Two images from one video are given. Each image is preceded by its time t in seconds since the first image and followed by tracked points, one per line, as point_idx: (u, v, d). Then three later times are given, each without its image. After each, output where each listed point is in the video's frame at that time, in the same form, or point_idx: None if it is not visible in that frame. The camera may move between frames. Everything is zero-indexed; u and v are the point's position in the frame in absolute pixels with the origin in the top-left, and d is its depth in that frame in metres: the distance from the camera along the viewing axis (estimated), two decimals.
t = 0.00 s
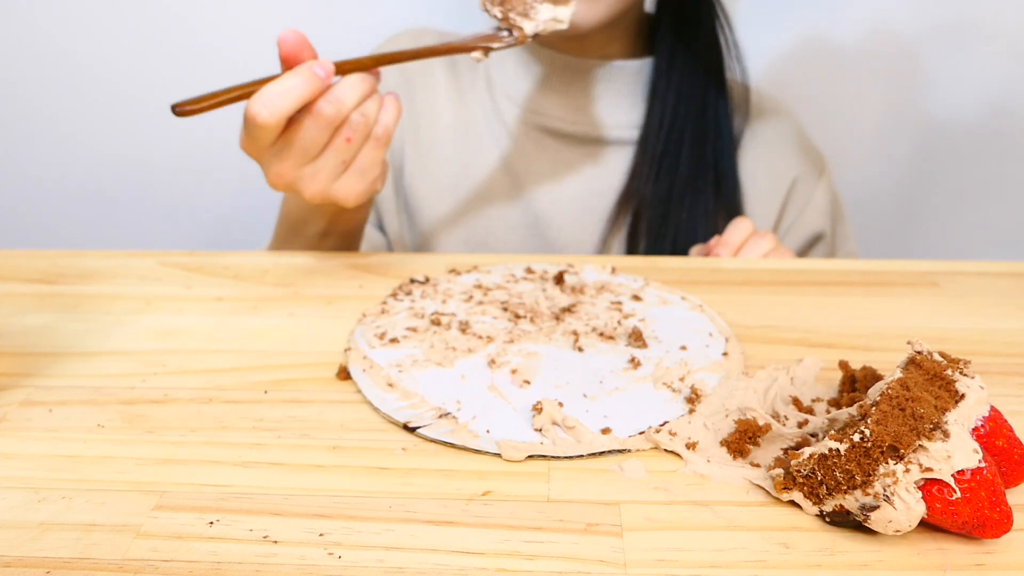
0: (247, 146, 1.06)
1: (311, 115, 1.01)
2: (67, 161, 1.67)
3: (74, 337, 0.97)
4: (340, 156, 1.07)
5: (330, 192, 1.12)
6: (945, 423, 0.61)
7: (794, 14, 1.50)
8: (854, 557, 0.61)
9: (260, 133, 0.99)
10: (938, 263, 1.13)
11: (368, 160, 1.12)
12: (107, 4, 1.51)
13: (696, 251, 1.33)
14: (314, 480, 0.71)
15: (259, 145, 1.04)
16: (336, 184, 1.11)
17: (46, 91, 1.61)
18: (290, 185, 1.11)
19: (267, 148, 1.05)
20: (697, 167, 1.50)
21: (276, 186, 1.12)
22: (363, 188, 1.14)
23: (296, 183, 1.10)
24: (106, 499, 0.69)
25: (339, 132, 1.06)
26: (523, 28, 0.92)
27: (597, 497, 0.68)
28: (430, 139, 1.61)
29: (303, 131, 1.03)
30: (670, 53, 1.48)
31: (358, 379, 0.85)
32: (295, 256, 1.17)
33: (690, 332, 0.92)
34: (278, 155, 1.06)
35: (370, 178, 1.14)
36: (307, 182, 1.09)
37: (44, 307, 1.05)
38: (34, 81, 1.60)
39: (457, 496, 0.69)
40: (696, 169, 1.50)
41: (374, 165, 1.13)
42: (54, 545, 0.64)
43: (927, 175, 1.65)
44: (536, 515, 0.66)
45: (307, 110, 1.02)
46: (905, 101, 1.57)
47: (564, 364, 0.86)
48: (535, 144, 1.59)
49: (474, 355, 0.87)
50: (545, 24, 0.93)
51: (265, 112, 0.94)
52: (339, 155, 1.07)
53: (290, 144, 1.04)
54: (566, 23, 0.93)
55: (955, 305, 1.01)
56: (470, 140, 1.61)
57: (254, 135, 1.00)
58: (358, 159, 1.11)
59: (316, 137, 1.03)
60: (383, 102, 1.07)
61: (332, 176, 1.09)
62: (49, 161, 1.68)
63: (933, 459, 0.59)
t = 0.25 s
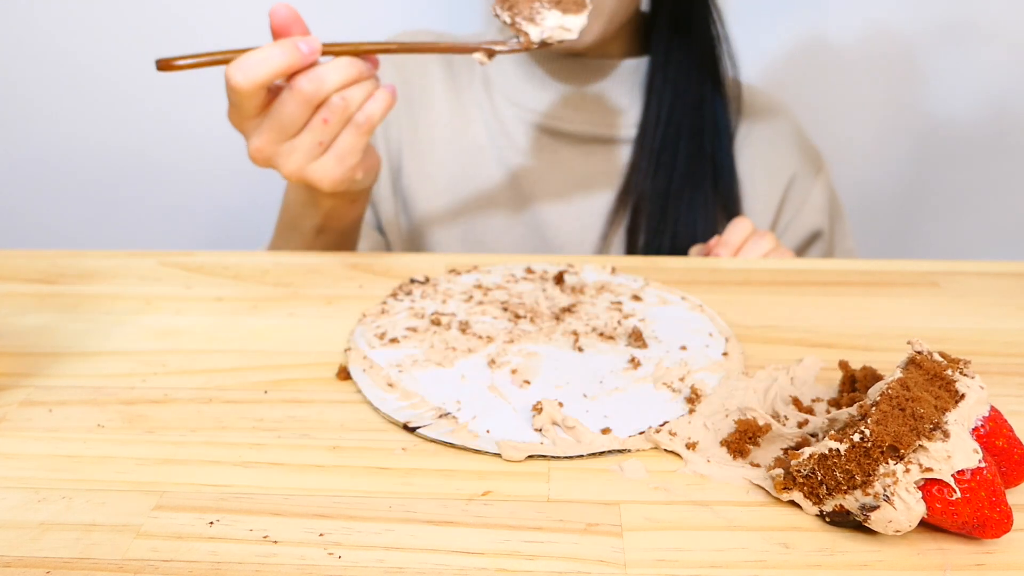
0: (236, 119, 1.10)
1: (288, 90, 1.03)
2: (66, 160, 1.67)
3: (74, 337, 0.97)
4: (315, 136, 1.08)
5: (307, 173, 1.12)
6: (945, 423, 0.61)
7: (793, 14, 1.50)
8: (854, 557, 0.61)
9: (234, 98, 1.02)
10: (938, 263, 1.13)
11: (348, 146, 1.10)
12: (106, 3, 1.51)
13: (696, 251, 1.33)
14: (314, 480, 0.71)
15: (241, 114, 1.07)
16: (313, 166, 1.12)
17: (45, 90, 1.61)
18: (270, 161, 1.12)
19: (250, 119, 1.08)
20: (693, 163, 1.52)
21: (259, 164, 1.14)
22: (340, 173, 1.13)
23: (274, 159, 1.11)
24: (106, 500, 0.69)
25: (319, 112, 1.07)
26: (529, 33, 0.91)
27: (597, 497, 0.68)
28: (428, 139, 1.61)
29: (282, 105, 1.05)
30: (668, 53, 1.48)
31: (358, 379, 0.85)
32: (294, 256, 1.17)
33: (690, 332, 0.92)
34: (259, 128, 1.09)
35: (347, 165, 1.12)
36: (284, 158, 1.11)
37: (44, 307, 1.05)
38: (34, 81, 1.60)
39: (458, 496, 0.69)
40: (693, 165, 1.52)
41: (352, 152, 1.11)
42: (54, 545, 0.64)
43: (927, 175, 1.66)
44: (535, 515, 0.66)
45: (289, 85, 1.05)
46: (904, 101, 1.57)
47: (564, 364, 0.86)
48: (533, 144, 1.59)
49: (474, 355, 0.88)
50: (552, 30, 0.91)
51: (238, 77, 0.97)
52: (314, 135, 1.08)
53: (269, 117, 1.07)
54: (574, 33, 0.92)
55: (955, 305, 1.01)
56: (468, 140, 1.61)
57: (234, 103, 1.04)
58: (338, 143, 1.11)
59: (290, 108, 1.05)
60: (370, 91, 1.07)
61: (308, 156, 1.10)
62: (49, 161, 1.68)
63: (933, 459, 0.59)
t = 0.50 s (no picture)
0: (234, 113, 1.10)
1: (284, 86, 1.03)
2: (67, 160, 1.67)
3: (75, 337, 0.97)
4: (310, 132, 1.08)
5: (302, 168, 1.12)
6: (945, 423, 0.61)
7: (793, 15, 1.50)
8: (854, 557, 0.61)
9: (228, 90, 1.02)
10: (938, 263, 1.13)
11: (343, 143, 1.10)
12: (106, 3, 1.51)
13: (695, 251, 1.33)
14: (314, 479, 0.71)
15: (239, 107, 1.07)
16: (308, 161, 1.12)
17: (45, 90, 1.61)
18: (265, 155, 1.12)
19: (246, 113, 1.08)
20: (692, 159, 1.50)
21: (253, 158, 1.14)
22: (334, 170, 1.13)
23: (270, 153, 1.11)
24: (106, 500, 0.69)
25: (314, 108, 1.06)
26: (528, 36, 0.92)
27: (597, 497, 0.68)
28: (424, 139, 1.61)
29: (278, 100, 1.05)
30: (664, 51, 1.48)
31: (358, 379, 0.85)
32: (294, 256, 1.17)
33: (690, 332, 0.92)
34: (255, 122, 1.09)
35: (342, 161, 1.12)
36: (279, 153, 1.11)
37: (45, 307, 1.06)
38: (34, 80, 1.60)
39: (458, 496, 0.69)
40: (691, 162, 1.49)
41: (347, 149, 1.11)
42: (54, 545, 0.64)
43: (927, 175, 1.66)
44: (535, 515, 0.66)
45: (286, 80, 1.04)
46: (904, 101, 1.57)
47: (564, 364, 0.86)
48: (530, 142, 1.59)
49: (474, 355, 0.87)
50: (552, 34, 0.91)
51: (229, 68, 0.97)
52: (309, 131, 1.07)
53: (265, 112, 1.07)
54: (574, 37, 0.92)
55: (956, 305, 1.01)
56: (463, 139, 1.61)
57: (231, 95, 1.04)
58: (333, 139, 1.10)
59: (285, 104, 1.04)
60: (367, 89, 1.06)
61: (302, 152, 1.10)
62: (49, 161, 1.68)
63: (933, 459, 0.59)
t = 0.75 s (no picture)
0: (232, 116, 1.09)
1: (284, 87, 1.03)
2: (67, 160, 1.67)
3: (75, 337, 0.97)
4: (312, 133, 1.07)
5: (303, 170, 1.12)
6: (945, 423, 0.61)
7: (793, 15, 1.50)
8: (854, 557, 0.61)
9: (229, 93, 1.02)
10: (938, 263, 1.13)
11: (344, 143, 1.10)
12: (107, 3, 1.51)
13: (695, 251, 1.33)
14: (314, 479, 0.71)
15: (239, 110, 1.07)
16: (310, 162, 1.11)
17: (46, 90, 1.61)
18: (266, 158, 1.12)
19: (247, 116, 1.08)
20: (691, 158, 1.50)
21: (253, 161, 1.13)
22: (335, 170, 1.13)
23: (271, 156, 1.11)
24: (106, 500, 0.69)
25: (315, 108, 1.06)
26: (527, 34, 0.91)
27: (597, 497, 0.68)
28: (423, 139, 1.61)
29: (278, 102, 1.05)
30: (664, 51, 1.48)
31: (358, 379, 0.85)
32: (294, 255, 1.17)
33: (690, 332, 0.92)
34: (256, 125, 1.08)
35: (344, 161, 1.12)
36: (281, 155, 1.11)
37: (45, 307, 1.06)
38: (34, 80, 1.60)
39: (458, 496, 0.69)
40: (690, 161, 1.50)
41: (349, 148, 1.11)
42: (54, 545, 0.64)
43: (926, 176, 1.66)
44: (535, 515, 0.66)
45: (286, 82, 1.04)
46: (904, 101, 1.57)
47: (564, 364, 0.86)
48: (529, 142, 1.59)
49: (474, 355, 0.88)
50: (550, 33, 0.91)
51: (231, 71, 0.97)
52: (311, 131, 1.07)
53: (266, 114, 1.06)
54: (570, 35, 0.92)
55: (956, 306, 1.01)
56: (463, 139, 1.60)
57: (231, 98, 1.03)
58: (334, 139, 1.10)
59: (286, 105, 1.04)
60: (366, 88, 1.07)
61: (304, 153, 1.10)
62: (49, 161, 1.68)
63: (933, 459, 0.59)
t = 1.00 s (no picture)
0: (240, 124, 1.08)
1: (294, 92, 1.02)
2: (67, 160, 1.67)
3: (75, 337, 0.97)
4: (323, 137, 1.08)
5: (314, 173, 1.12)
6: (945, 423, 0.61)
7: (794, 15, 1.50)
8: (854, 557, 0.61)
9: (242, 102, 1.00)
10: (938, 263, 1.13)
11: (354, 145, 1.11)
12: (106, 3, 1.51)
13: (695, 251, 1.33)
14: (314, 479, 0.71)
15: (248, 118, 1.06)
16: (320, 166, 1.12)
17: (46, 90, 1.61)
18: (277, 163, 1.11)
19: (256, 123, 1.07)
20: (690, 158, 1.50)
21: (263, 167, 1.12)
22: (347, 173, 1.13)
23: (281, 161, 1.11)
24: (106, 500, 0.69)
25: (326, 113, 1.06)
26: (531, 33, 0.91)
27: (597, 497, 0.68)
28: (422, 139, 1.61)
29: (289, 108, 1.04)
30: (663, 51, 1.48)
31: (358, 379, 0.85)
32: (294, 255, 1.17)
33: (690, 332, 0.92)
34: (266, 131, 1.08)
35: (355, 164, 1.13)
36: (292, 160, 1.10)
37: (45, 307, 1.05)
38: (34, 80, 1.60)
39: (458, 496, 0.69)
40: (690, 161, 1.49)
41: (359, 151, 1.12)
42: (54, 545, 0.64)
43: (926, 176, 1.66)
44: (535, 515, 0.66)
45: (296, 87, 1.04)
46: (904, 100, 1.57)
47: (564, 364, 0.86)
48: (529, 142, 1.59)
49: (474, 355, 0.87)
50: (554, 31, 0.92)
51: (246, 80, 0.95)
52: (322, 136, 1.07)
53: (276, 120, 1.06)
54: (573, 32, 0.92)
55: (956, 306, 1.01)
56: (463, 139, 1.61)
57: (241, 106, 1.02)
58: (344, 143, 1.11)
59: (299, 111, 1.04)
60: (374, 90, 1.07)
61: (315, 157, 1.10)
62: (49, 161, 1.68)
63: (933, 459, 0.59)
